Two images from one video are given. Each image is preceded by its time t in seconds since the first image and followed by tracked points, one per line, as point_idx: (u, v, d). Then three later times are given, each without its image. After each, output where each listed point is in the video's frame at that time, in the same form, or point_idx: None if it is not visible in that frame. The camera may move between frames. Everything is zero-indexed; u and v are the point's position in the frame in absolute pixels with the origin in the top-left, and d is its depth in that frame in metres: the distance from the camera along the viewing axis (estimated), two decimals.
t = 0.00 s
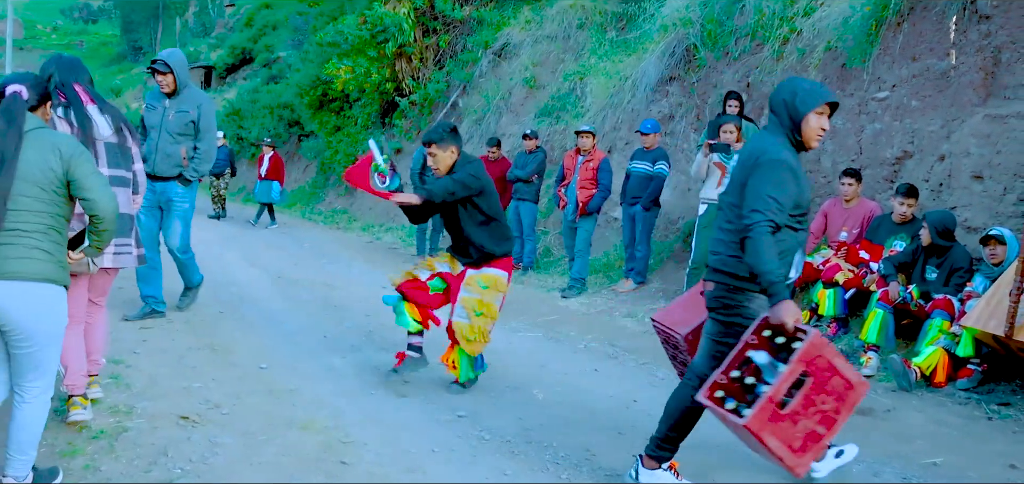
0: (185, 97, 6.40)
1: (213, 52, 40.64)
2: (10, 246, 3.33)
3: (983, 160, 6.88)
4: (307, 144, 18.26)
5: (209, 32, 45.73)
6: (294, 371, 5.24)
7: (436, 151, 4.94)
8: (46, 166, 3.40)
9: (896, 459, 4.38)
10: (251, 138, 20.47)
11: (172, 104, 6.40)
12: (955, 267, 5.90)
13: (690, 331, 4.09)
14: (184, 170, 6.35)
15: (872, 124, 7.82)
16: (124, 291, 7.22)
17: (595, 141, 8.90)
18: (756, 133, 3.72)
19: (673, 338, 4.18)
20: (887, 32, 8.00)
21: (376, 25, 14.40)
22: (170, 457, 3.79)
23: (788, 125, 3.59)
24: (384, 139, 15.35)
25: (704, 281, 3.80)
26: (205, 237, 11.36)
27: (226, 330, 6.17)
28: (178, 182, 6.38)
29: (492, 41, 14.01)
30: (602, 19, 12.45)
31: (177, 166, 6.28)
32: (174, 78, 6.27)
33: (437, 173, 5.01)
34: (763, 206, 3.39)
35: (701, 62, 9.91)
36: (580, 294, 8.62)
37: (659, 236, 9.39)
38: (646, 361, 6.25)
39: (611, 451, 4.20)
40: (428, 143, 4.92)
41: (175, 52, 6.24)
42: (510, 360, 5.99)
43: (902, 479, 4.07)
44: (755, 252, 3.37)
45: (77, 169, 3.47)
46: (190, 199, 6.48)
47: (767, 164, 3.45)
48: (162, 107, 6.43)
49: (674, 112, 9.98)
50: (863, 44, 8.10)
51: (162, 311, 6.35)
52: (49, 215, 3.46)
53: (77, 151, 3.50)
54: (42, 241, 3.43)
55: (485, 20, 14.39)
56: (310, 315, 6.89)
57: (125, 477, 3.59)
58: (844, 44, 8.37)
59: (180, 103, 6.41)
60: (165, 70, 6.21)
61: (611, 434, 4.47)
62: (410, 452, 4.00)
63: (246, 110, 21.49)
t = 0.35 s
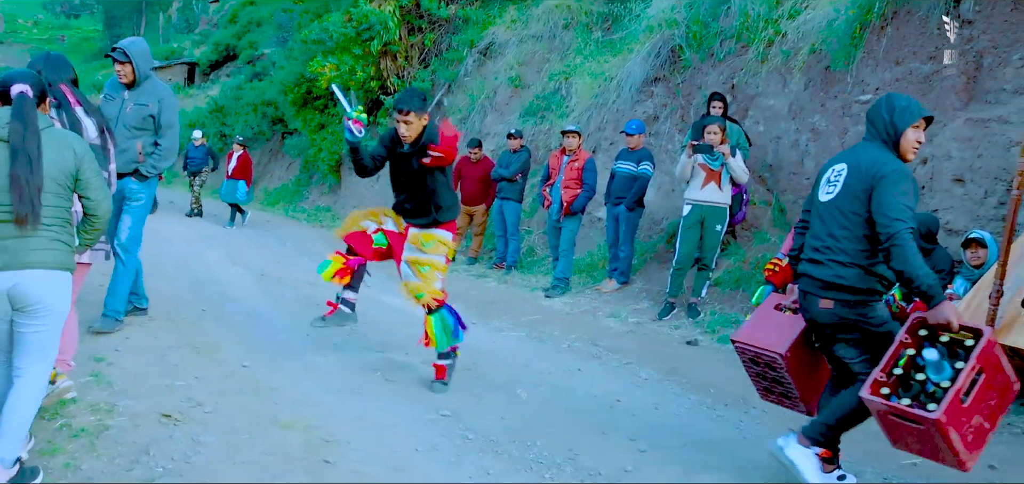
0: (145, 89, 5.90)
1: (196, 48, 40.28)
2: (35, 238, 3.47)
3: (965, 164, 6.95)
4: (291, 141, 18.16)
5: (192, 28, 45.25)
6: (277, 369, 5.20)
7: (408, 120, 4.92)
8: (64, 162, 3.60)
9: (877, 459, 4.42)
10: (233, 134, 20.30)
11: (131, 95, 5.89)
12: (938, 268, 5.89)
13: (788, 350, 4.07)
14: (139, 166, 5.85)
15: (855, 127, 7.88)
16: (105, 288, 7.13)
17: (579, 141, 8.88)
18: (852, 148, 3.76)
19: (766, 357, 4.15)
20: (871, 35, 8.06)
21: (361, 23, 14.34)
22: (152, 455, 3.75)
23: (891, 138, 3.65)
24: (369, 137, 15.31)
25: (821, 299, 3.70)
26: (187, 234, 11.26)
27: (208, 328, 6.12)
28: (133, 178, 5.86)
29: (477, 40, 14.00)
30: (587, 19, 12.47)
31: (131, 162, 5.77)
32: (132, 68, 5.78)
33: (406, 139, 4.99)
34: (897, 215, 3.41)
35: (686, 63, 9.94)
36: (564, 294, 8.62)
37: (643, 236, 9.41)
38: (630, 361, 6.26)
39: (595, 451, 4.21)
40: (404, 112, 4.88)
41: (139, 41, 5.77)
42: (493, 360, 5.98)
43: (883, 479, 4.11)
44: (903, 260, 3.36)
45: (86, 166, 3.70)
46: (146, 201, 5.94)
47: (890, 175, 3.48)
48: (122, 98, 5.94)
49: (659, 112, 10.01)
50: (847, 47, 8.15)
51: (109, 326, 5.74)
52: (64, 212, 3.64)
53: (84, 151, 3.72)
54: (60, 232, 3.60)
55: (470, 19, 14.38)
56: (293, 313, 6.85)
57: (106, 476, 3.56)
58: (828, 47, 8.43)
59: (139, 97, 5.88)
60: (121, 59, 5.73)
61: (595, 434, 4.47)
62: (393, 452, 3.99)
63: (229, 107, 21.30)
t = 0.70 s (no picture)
0: (105, 77, 5.70)
1: (177, 45, 39.89)
2: (40, 217, 3.77)
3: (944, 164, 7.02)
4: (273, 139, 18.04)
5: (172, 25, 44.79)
6: (258, 368, 5.17)
7: (373, 137, 4.95)
8: (54, 145, 3.90)
9: (858, 458, 4.45)
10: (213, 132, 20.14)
11: (88, 84, 5.69)
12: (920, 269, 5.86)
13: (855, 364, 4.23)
14: (100, 158, 5.64)
15: (836, 127, 7.95)
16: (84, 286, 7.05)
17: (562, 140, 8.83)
18: (933, 171, 3.76)
19: (834, 369, 4.30)
20: (852, 36, 8.14)
21: (343, 20, 14.28)
22: (133, 455, 3.72)
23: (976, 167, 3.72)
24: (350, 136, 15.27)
25: (918, 322, 3.64)
26: (167, 232, 11.16)
27: (189, 326, 6.07)
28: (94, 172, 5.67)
29: (460, 38, 14.00)
30: (570, 19, 12.48)
31: (91, 155, 5.60)
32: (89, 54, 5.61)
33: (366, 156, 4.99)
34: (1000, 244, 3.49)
35: (669, 63, 9.98)
36: (546, 293, 8.63)
37: (625, 235, 9.43)
38: (612, 360, 6.28)
39: (578, 450, 4.22)
40: (374, 129, 4.92)
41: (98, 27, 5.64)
42: (475, 359, 5.96)
43: (864, 477, 4.14)
44: (1011, 289, 3.45)
45: (70, 149, 4.01)
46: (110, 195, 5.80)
47: (989, 203, 3.53)
48: (80, 87, 5.72)
49: (641, 112, 10.04)
50: (828, 47, 8.22)
51: (82, 328, 5.63)
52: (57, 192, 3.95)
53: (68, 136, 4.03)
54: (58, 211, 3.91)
55: (453, 17, 14.37)
56: (274, 312, 6.81)
57: (87, 476, 3.53)
58: (810, 47, 8.50)
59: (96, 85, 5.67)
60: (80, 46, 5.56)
61: (578, 433, 4.49)
62: (376, 450, 3.98)
63: (209, 104, 21.13)
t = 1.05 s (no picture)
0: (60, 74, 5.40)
1: (165, 41, 39.61)
2: (39, 210, 3.89)
3: (932, 163, 7.07)
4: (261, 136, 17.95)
5: (160, 21, 44.45)
6: (247, 366, 5.14)
7: (362, 124, 4.96)
8: (52, 139, 4.01)
9: (846, 456, 4.47)
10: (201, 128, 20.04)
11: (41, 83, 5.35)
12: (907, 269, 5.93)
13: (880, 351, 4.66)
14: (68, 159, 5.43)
15: (825, 126, 7.99)
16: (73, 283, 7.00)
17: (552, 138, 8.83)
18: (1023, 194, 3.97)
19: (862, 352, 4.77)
20: (841, 36, 8.17)
21: (333, 17, 14.21)
22: (122, 452, 3.70)
23: None
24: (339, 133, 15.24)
25: (961, 310, 3.72)
26: (155, 229, 11.09)
27: (177, 324, 6.03)
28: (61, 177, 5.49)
29: (450, 36, 13.96)
30: (559, 16, 12.44)
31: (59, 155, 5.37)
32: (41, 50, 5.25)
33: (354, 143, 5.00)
34: None
35: (658, 61, 10.00)
36: (535, 291, 8.63)
37: (615, 233, 9.45)
38: (602, 358, 6.29)
39: (568, 448, 4.22)
40: (365, 117, 4.92)
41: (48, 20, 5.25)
42: (465, 356, 5.96)
43: (852, 475, 4.16)
44: None
45: (68, 145, 4.13)
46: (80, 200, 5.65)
47: None
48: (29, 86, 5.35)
49: (631, 110, 10.06)
50: (818, 47, 8.26)
51: (70, 326, 5.57)
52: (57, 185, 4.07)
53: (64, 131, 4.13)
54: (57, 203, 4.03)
55: (443, 15, 14.32)
56: (264, 309, 6.79)
57: (75, 474, 3.52)
58: (800, 46, 8.51)
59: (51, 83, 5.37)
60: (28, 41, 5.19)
61: (568, 431, 4.49)
62: (367, 448, 3.97)
63: (197, 100, 21.02)
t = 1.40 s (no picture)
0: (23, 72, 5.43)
1: (156, 40, 39.45)
2: (26, 209, 3.83)
3: (924, 164, 7.10)
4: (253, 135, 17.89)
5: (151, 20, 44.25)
6: (239, 365, 5.13)
7: (378, 135, 4.62)
8: (48, 140, 3.97)
9: (838, 456, 4.48)
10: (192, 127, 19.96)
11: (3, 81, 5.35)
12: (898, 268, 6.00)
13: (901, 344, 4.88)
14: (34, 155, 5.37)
15: (817, 127, 8.02)
16: (63, 282, 6.96)
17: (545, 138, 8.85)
18: None
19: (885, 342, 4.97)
20: (833, 36, 8.20)
21: (325, 16, 14.19)
22: (113, 452, 3.68)
23: None
24: (331, 132, 15.21)
25: (982, 310, 3.74)
26: (146, 228, 11.04)
27: (168, 323, 6.01)
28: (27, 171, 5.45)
29: (442, 35, 13.93)
30: (552, 16, 12.44)
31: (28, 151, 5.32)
32: None
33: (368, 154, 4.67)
34: None
35: (651, 61, 10.02)
36: (527, 291, 8.64)
37: (607, 233, 9.46)
38: (594, 358, 6.30)
39: (560, 447, 4.22)
40: (380, 128, 4.57)
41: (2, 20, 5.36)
42: (457, 356, 5.95)
43: (844, 475, 4.18)
44: None
45: (65, 147, 4.09)
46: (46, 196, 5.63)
47: None
48: None
49: (623, 110, 10.08)
50: (810, 47, 8.29)
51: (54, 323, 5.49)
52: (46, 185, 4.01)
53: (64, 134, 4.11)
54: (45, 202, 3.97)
55: (435, 14, 14.29)
56: (256, 308, 6.76)
57: (65, 473, 3.50)
58: (791, 47, 8.53)
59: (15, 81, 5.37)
60: None
61: (560, 431, 4.49)
62: (359, 448, 3.96)
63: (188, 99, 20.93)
